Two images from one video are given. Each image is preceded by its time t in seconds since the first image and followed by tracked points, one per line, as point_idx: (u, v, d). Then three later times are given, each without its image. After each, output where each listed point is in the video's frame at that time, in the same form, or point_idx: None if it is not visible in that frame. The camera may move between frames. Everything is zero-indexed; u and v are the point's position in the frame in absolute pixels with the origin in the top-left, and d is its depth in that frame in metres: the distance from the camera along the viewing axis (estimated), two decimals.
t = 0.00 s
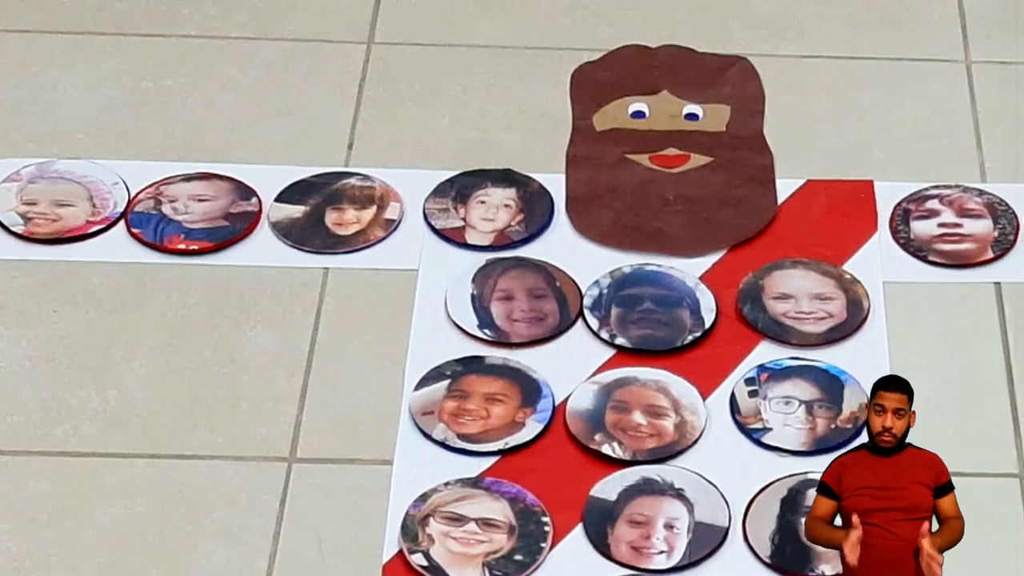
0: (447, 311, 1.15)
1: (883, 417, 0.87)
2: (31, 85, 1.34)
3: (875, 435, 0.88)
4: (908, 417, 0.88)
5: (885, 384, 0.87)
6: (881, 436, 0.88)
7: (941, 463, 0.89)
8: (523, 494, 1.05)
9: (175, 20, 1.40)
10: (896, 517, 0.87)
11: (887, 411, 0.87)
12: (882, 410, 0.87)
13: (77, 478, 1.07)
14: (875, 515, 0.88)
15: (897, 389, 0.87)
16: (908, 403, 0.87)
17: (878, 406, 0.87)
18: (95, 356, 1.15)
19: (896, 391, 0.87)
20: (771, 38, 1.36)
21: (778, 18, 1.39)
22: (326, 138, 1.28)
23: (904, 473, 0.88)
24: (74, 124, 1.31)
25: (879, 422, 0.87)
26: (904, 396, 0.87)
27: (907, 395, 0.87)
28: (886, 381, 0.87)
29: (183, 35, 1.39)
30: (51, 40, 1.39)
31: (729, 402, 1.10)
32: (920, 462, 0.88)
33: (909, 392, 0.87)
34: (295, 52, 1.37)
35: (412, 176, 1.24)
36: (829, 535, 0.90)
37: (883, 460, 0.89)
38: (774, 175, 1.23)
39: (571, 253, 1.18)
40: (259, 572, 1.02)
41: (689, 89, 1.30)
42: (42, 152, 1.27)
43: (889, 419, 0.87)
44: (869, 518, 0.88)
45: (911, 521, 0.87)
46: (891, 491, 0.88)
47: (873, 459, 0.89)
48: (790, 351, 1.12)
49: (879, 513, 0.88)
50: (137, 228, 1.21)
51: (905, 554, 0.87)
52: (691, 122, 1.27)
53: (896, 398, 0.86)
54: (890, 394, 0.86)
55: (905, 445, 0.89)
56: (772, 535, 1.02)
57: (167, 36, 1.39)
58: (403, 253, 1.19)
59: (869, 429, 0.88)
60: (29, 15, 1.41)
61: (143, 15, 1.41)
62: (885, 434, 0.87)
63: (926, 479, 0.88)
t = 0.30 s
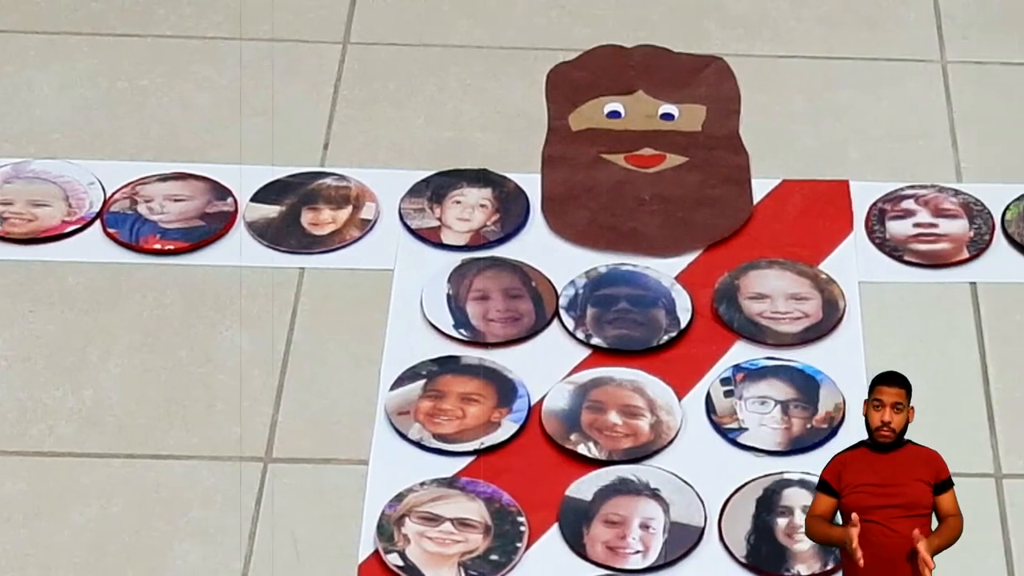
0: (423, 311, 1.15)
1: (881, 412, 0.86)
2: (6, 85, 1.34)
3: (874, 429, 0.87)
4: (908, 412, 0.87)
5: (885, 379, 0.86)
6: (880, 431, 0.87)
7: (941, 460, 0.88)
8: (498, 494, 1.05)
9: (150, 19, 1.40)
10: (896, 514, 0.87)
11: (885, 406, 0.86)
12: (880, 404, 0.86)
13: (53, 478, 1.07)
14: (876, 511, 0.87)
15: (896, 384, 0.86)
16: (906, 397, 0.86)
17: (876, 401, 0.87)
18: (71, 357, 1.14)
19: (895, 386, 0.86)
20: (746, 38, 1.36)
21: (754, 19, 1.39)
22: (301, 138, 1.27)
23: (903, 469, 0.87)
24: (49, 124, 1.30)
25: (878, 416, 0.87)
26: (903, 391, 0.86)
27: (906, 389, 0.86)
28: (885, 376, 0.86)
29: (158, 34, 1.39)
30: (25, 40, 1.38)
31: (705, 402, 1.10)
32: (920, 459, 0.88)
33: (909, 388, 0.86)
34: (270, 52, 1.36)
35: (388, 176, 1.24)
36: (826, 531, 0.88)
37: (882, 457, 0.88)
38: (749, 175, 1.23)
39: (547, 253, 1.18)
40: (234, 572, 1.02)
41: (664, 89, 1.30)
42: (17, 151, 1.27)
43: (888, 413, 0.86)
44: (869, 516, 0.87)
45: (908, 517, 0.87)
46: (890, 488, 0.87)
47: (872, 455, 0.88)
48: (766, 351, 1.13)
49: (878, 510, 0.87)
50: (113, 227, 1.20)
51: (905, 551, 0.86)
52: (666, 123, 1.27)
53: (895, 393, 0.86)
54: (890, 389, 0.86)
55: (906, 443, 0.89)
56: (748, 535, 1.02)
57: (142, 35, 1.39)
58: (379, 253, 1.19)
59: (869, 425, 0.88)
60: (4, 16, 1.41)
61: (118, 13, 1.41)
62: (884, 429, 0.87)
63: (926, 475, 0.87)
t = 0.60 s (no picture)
0: (399, 311, 1.15)
1: (874, 406, 0.84)
2: None
3: (868, 424, 0.85)
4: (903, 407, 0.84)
5: (879, 373, 0.83)
6: (873, 425, 0.84)
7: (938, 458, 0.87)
8: (474, 494, 1.05)
9: (126, 19, 1.40)
10: (896, 513, 0.86)
11: (879, 400, 0.84)
12: (874, 399, 0.84)
13: (29, 478, 1.07)
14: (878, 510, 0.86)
15: (890, 379, 0.84)
16: (900, 392, 0.84)
17: (870, 395, 0.84)
18: (47, 357, 1.14)
19: (888, 380, 0.83)
20: (722, 38, 1.36)
21: (730, 19, 1.38)
22: (276, 138, 1.27)
23: (905, 468, 0.86)
24: (24, 123, 1.29)
25: (871, 411, 0.84)
26: (896, 385, 0.83)
27: (899, 384, 0.84)
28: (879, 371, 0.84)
29: (134, 35, 1.38)
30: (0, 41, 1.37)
31: (681, 402, 1.10)
32: (920, 458, 0.86)
33: (903, 382, 0.84)
34: (245, 52, 1.36)
35: (364, 176, 1.24)
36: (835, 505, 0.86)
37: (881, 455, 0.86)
38: (725, 175, 1.23)
39: (522, 253, 1.18)
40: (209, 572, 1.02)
41: (640, 88, 1.30)
42: None
43: (881, 407, 0.84)
44: (869, 513, 0.86)
45: (908, 517, 0.86)
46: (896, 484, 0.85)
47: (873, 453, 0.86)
48: (741, 351, 1.13)
49: (878, 509, 0.86)
50: (89, 228, 1.20)
51: (904, 550, 0.86)
52: (641, 122, 1.27)
53: (888, 387, 0.83)
54: (884, 383, 0.83)
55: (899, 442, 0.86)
56: (724, 536, 1.02)
57: (117, 35, 1.38)
58: (355, 253, 1.19)
59: (863, 420, 0.85)
60: None
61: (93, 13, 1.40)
62: (877, 423, 0.84)
63: (926, 475, 0.86)
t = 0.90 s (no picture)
0: (374, 311, 1.15)
1: (874, 409, 0.97)
2: None
3: (867, 425, 0.97)
4: (902, 411, 0.97)
5: (881, 378, 0.96)
6: (873, 427, 0.97)
7: (937, 460, 0.98)
8: (450, 493, 1.06)
9: (101, 19, 1.37)
10: (897, 512, 0.96)
11: (879, 403, 0.96)
12: (874, 402, 0.97)
13: (5, 479, 1.07)
14: (881, 510, 0.96)
15: (891, 383, 0.96)
16: (900, 397, 0.97)
17: (871, 399, 0.97)
18: (23, 357, 1.14)
19: (889, 385, 0.96)
20: (698, 37, 1.35)
21: (707, 18, 1.37)
22: (251, 138, 1.26)
23: (907, 469, 0.97)
24: None
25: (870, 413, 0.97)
26: (897, 391, 0.96)
27: (900, 389, 0.97)
28: (880, 376, 0.97)
29: (110, 35, 1.36)
30: None
31: (656, 402, 1.11)
32: (921, 460, 0.97)
33: (903, 386, 0.97)
34: (222, 52, 1.34)
35: (340, 176, 1.24)
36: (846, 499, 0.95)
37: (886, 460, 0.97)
38: (700, 175, 1.23)
39: (498, 253, 1.18)
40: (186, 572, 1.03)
41: (616, 88, 1.30)
42: None
43: (881, 410, 0.97)
44: (872, 514, 0.96)
45: (910, 517, 0.96)
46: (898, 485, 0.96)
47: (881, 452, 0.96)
48: (717, 351, 1.13)
49: (881, 509, 0.96)
50: (65, 228, 1.20)
51: (905, 550, 0.95)
52: (617, 122, 1.27)
53: (889, 392, 0.96)
54: (884, 387, 0.96)
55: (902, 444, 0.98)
56: (700, 536, 1.03)
57: (93, 36, 1.35)
58: (330, 252, 1.19)
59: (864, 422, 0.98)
60: None
61: (68, 13, 1.37)
62: (876, 425, 0.97)
63: (925, 475, 0.97)
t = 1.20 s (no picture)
0: (350, 311, 1.15)
1: (875, 409, 1.04)
2: None
3: (868, 425, 1.04)
4: (902, 412, 1.05)
5: (881, 380, 1.05)
6: (874, 427, 1.04)
7: (937, 461, 1.04)
8: (425, 493, 1.06)
9: (77, 19, 1.36)
10: (898, 512, 1.01)
11: (880, 403, 1.04)
12: (875, 402, 1.05)
13: None
14: (881, 510, 1.01)
15: (890, 384, 1.05)
16: (900, 398, 1.04)
17: (872, 399, 1.05)
18: None
19: (888, 387, 1.04)
20: (675, 37, 1.35)
21: (684, 17, 1.37)
22: (226, 138, 1.26)
23: (907, 470, 1.03)
24: None
25: (872, 414, 1.04)
26: (895, 392, 1.04)
27: (899, 390, 1.05)
28: (881, 377, 1.05)
29: (87, 34, 1.35)
30: None
31: (632, 402, 1.11)
32: (920, 460, 1.04)
33: (903, 388, 1.05)
34: (198, 53, 1.33)
35: (315, 176, 1.24)
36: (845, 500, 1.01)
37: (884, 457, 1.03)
38: (676, 175, 1.23)
39: (473, 254, 1.18)
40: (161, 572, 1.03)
41: (591, 88, 1.30)
42: None
43: (881, 410, 1.04)
44: (872, 514, 1.01)
45: (909, 517, 1.01)
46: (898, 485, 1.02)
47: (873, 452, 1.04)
48: (693, 351, 1.13)
49: (879, 509, 1.01)
50: (40, 228, 1.19)
51: (903, 548, 1.00)
52: (593, 123, 1.27)
53: (888, 393, 1.04)
54: (885, 389, 1.04)
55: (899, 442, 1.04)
56: (675, 535, 1.03)
57: (70, 36, 1.35)
58: (306, 253, 1.19)
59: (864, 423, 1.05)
60: None
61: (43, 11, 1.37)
62: (877, 426, 1.04)
63: (925, 475, 1.03)
